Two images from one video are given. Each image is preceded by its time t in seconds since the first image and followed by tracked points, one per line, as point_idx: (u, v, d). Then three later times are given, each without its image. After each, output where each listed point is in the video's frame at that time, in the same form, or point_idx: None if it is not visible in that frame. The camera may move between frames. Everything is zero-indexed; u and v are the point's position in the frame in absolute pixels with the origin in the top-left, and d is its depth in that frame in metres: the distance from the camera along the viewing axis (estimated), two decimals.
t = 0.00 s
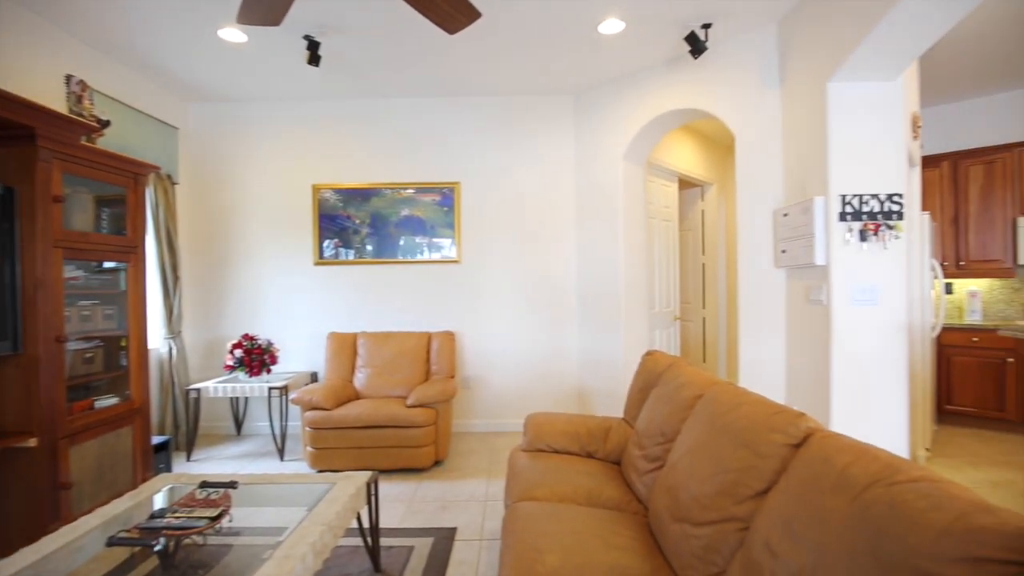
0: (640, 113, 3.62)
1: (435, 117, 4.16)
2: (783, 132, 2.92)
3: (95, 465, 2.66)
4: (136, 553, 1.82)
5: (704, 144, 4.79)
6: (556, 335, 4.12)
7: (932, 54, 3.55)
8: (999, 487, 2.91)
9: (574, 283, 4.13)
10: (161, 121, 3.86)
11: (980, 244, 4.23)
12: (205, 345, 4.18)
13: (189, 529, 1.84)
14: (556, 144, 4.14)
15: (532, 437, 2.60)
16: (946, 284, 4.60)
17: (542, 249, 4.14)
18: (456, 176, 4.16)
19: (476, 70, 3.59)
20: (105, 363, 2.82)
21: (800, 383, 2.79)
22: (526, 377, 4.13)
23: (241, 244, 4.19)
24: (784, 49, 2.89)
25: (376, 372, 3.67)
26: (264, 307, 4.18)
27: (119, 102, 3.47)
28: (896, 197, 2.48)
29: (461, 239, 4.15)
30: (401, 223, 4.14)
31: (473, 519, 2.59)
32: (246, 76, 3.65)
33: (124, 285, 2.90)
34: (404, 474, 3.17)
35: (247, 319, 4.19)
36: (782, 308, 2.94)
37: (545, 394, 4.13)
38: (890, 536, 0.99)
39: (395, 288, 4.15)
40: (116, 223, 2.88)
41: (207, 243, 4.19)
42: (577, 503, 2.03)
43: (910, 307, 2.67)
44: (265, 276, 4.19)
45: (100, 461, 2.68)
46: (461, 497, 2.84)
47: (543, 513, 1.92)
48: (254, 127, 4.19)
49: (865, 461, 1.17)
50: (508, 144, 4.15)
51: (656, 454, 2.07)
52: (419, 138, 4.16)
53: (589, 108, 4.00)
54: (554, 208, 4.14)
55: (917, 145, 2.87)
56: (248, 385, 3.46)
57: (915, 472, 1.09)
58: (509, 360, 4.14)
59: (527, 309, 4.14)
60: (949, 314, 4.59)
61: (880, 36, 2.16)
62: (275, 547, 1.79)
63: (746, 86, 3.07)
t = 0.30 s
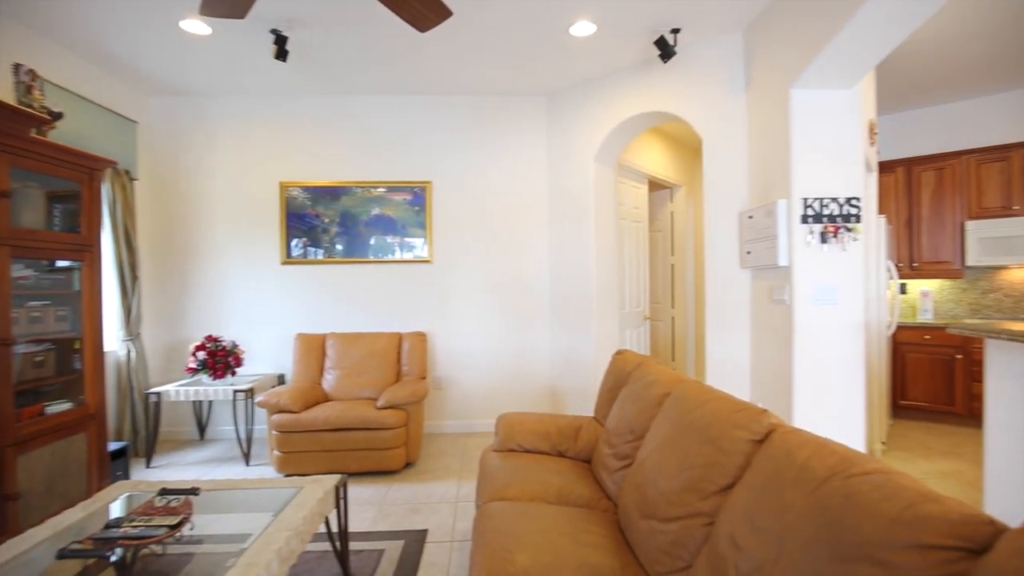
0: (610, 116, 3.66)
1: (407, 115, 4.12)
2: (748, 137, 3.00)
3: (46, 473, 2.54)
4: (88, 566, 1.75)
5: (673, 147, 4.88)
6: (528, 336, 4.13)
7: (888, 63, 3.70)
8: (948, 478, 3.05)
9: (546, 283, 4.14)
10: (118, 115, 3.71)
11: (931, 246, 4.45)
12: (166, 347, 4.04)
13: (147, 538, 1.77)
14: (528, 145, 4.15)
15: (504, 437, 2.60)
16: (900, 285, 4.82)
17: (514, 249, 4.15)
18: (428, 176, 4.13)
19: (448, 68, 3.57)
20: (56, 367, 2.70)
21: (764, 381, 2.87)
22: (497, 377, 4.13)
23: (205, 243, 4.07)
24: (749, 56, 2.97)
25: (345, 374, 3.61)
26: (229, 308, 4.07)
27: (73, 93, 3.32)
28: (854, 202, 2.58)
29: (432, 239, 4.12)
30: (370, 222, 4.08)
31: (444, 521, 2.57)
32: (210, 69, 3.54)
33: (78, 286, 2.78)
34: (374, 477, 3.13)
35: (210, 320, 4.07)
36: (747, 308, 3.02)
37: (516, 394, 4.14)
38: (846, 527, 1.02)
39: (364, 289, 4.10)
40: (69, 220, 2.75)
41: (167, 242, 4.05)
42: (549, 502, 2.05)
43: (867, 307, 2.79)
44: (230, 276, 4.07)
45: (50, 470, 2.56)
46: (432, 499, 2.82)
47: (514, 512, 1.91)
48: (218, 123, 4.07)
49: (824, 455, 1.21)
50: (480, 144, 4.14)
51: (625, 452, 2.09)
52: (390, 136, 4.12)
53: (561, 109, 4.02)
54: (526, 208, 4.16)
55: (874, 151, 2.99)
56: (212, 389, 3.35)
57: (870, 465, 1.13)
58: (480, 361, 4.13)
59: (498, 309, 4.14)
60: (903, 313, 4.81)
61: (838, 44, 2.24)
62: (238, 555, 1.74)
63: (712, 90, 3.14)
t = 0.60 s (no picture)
0: (582, 117, 3.70)
1: (378, 113, 4.07)
2: (715, 140, 3.07)
3: None
4: None
5: (643, 150, 4.96)
6: (499, 335, 4.13)
7: (847, 72, 3.84)
8: (902, 470, 3.19)
9: (518, 283, 4.15)
10: (72, 107, 3.55)
11: (886, 248, 4.64)
12: (123, 349, 3.88)
13: (102, 549, 1.70)
14: (500, 145, 4.15)
15: (475, 437, 2.59)
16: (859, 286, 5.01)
17: (486, 250, 4.14)
18: (399, 175, 4.09)
19: (420, 67, 3.54)
20: (3, 371, 2.56)
21: (730, 379, 2.94)
22: (468, 377, 4.12)
23: (166, 241, 3.93)
24: (715, 61, 3.04)
25: (313, 376, 3.54)
26: (191, 308, 3.94)
27: (22, 83, 3.16)
28: (814, 205, 2.68)
29: (403, 238, 4.08)
30: (340, 221, 4.02)
31: (415, 523, 2.55)
32: (171, 62, 3.43)
33: (27, 285, 2.64)
34: (343, 480, 3.08)
35: (172, 321, 3.93)
36: (713, 308, 3.09)
37: (488, 394, 4.13)
38: (805, 519, 1.05)
39: (333, 289, 4.03)
40: (17, 216, 2.62)
41: (125, 240, 3.90)
42: (520, 501, 2.05)
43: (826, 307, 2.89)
44: (193, 276, 3.94)
45: None
46: (402, 501, 2.79)
47: (485, 513, 1.91)
48: (180, 117, 3.94)
49: (785, 450, 1.25)
50: (452, 143, 4.13)
51: (595, 451, 2.11)
52: (360, 134, 4.06)
53: (533, 110, 4.04)
54: (498, 209, 4.16)
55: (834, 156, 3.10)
56: (173, 392, 3.24)
57: (828, 460, 1.17)
58: (451, 361, 4.11)
59: (470, 310, 4.13)
60: (861, 312, 4.99)
61: (799, 52, 2.31)
62: (199, 564, 1.68)
63: (680, 94, 3.21)
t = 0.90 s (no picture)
0: (555, 118, 3.72)
1: (350, 110, 4.01)
2: (684, 143, 3.13)
3: None
4: None
5: (615, 152, 5.03)
6: (472, 335, 4.12)
7: (811, 78, 3.97)
8: (861, 463, 3.31)
9: (491, 283, 4.15)
10: (24, 98, 3.39)
11: (848, 249, 4.81)
12: (80, 352, 3.73)
13: (55, 561, 1.62)
14: (474, 144, 4.15)
15: (448, 438, 2.58)
16: (821, 286, 5.16)
17: (459, 249, 4.13)
18: (371, 174, 4.03)
19: (393, 64, 3.51)
20: None
21: (698, 378, 3.00)
22: (441, 378, 4.10)
23: (126, 239, 3.79)
24: (685, 66, 3.10)
25: (282, 377, 3.47)
26: (154, 309, 3.81)
27: None
28: (779, 207, 2.76)
29: (375, 238, 4.03)
30: (310, 219, 3.95)
31: (386, 526, 2.53)
32: (132, 53, 3.31)
33: None
34: (313, 484, 3.02)
35: (132, 322, 3.79)
36: (682, 308, 3.14)
37: (460, 395, 4.11)
38: (769, 513, 1.08)
39: (303, 289, 3.96)
40: None
41: (82, 238, 3.74)
42: (492, 502, 2.05)
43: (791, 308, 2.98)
44: (156, 275, 3.81)
45: None
46: (374, 504, 2.76)
47: (458, 514, 1.90)
48: (141, 111, 3.80)
49: (749, 447, 1.28)
50: (425, 142, 4.10)
51: (567, 450, 2.13)
52: (331, 131, 4.00)
53: (507, 110, 4.04)
54: (471, 208, 4.15)
55: (798, 161, 3.20)
56: (132, 396, 3.13)
57: (790, 455, 1.20)
58: (424, 361, 4.08)
59: (443, 310, 4.10)
60: (823, 312, 5.14)
61: (763, 58, 2.37)
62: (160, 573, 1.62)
63: (651, 97, 3.26)
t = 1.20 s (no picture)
0: (531, 119, 3.73)
1: (324, 107, 3.96)
2: (658, 145, 3.17)
3: None
4: None
5: (591, 153, 5.07)
6: (448, 335, 4.11)
7: (780, 84, 4.07)
8: (827, 458, 3.42)
9: (468, 283, 4.14)
10: None
11: (815, 250, 4.95)
12: (38, 354, 3.58)
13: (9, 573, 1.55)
14: (450, 144, 4.13)
15: (424, 439, 2.56)
16: (790, 286, 5.29)
17: (434, 249, 4.10)
18: (345, 172, 3.98)
19: (368, 62, 3.47)
20: None
21: (671, 376, 3.05)
22: (416, 379, 4.07)
23: (88, 237, 3.66)
24: (659, 69, 3.15)
25: (253, 380, 3.39)
26: (117, 309, 3.69)
27: None
28: (749, 209, 2.83)
29: (350, 237, 3.98)
30: (282, 218, 3.87)
31: (361, 528, 2.50)
32: (94, 44, 3.19)
33: None
34: (286, 487, 2.97)
35: (94, 323, 3.66)
36: (656, 307, 3.19)
37: (436, 395, 4.09)
38: (740, 509, 1.10)
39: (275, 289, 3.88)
40: None
41: (40, 236, 3.59)
42: (469, 502, 2.04)
43: (760, 307, 3.05)
44: (120, 274, 3.69)
45: None
46: (348, 507, 2.72)
47: (434, 516, 1.89)
48: (104, 105, 3.67)
49: (720, 444, 1.31)
50: (401, 141, 4.06)
51: (542, 449, 2.14)
52: (305, 129, 3.93)
53: (483, 110, 4.04)
54: (447, 208, 4.13)
55: (767, 164, 3.28)
56: (95, 400, 3.02)
57: (759, 451, 1.23)
58: (399, 362, 4.05)
59: (419, 310, 4.08)
60: (792, 311, 5.27)
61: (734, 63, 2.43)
62: None
63: (625, 100, 3.30)
